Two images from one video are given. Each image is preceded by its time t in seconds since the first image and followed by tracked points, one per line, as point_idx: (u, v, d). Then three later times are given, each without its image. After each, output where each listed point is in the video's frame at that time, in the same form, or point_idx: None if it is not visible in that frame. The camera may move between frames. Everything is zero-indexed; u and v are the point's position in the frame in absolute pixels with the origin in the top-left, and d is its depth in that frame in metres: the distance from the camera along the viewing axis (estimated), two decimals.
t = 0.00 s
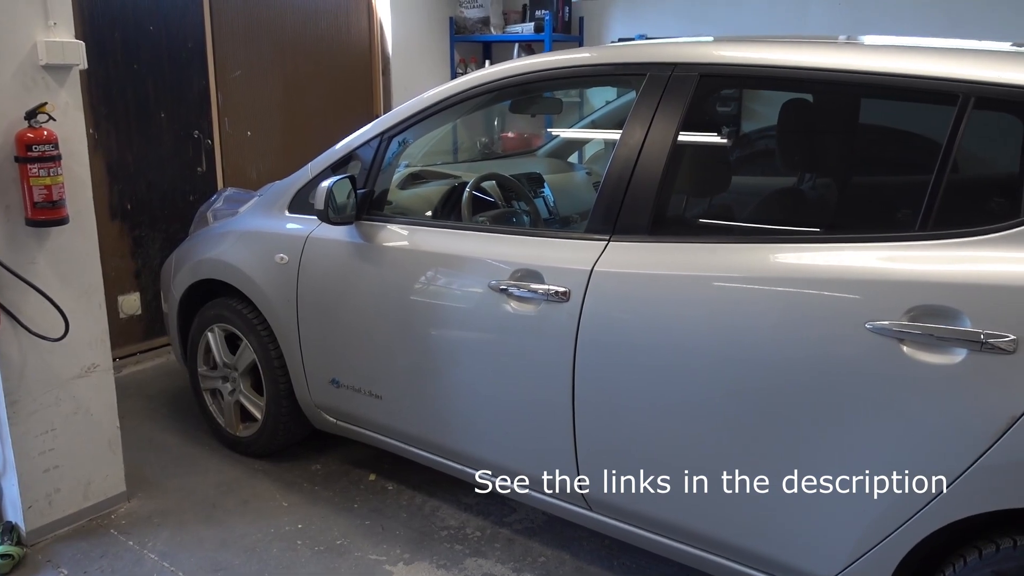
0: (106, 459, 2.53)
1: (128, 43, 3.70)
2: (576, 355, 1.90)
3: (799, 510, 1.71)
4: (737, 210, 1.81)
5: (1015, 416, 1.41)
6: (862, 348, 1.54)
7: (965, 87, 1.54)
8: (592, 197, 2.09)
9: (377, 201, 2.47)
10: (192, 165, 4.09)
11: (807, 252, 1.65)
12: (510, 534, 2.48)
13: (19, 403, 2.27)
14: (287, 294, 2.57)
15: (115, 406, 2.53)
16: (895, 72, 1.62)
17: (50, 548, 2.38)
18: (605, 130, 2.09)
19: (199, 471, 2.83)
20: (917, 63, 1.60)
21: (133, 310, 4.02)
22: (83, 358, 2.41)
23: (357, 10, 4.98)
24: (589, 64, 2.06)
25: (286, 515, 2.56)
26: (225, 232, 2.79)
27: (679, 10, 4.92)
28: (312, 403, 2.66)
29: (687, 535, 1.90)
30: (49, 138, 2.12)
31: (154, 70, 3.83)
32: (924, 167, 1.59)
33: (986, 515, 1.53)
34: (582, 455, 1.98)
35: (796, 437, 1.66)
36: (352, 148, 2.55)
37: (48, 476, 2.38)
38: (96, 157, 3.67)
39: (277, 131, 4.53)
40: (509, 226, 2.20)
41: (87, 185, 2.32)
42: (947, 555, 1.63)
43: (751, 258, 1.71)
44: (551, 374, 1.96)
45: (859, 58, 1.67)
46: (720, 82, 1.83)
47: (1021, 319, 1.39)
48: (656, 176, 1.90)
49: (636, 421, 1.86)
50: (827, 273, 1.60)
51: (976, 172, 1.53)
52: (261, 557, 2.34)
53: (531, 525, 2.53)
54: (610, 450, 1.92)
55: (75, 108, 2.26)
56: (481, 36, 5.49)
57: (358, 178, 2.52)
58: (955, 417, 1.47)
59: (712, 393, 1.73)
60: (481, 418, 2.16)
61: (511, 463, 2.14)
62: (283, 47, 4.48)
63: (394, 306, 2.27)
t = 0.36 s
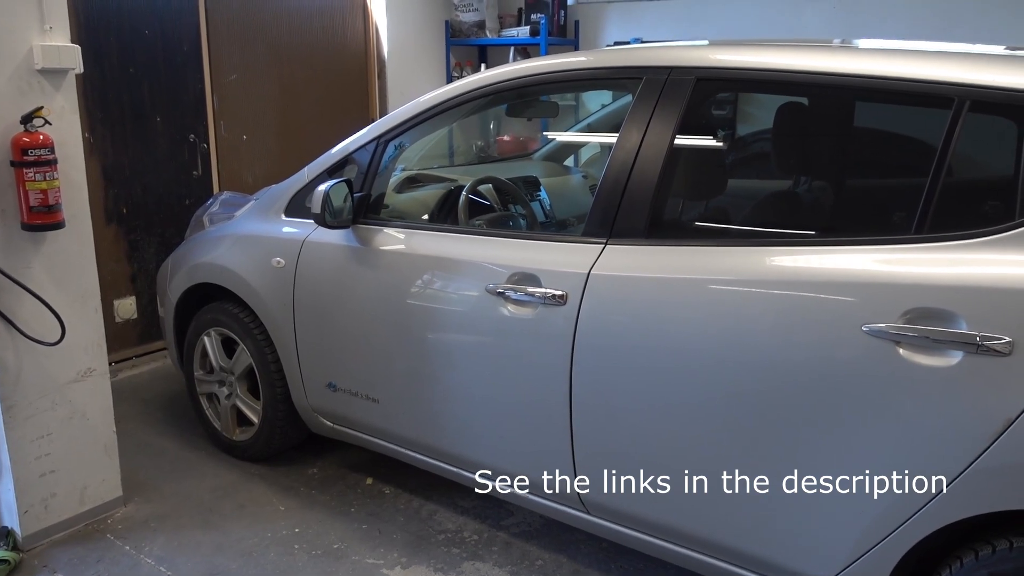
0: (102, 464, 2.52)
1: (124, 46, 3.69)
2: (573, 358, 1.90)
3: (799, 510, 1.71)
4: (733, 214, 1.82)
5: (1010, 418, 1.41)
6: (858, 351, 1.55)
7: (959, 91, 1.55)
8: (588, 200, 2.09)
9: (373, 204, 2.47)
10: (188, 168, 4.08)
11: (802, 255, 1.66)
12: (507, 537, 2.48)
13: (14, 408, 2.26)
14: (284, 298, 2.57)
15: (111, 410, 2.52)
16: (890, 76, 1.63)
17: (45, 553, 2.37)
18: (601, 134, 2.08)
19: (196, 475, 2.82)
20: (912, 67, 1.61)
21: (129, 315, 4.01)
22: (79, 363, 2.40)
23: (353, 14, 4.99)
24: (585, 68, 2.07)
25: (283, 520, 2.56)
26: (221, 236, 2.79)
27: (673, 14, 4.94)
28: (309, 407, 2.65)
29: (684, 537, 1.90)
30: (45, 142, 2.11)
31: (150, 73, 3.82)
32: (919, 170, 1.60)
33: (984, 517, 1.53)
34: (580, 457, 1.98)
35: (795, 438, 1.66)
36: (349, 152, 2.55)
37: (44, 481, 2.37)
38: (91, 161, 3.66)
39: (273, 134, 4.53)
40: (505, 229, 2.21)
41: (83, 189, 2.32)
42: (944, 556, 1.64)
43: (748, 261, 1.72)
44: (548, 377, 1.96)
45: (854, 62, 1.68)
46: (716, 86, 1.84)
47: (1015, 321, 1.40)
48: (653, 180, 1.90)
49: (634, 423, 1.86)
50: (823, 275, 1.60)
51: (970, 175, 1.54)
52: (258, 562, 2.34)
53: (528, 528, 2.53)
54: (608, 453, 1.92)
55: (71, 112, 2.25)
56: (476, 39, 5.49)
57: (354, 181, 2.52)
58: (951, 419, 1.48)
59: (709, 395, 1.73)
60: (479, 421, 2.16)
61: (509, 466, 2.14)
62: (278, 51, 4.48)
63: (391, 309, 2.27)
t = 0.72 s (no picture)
0: (97, 466, 2.51)
1: (119, 47, 3.68)
2: (571, 359, 1.90)
3: (799, 510, 1.71)
4: (730, 215, 1.82)
5: (1008, 419, 1.41)
6: (857, 352, 1.55)
7: (957, 92, 1.55)
8: (585, 201, 2.09)
9: (371, 206, 2.46)
10: (184, 169, 4.07)
11: (799, 256, 1.66)
12: (504, 539, 2.48)
13: (9, 410, 2.25)
14: (280, 300, 2.56)
15: (107, 411, 2.51)
16: (887, 77, 1.63)
17: (41, 555, 2.36)
18: (598, 135, 2.08)
19: (192, 477, 2.81)
20: (910, 68, 1.61)
21: (124, 316, 4.00)
22: (75, 365, 2.39)
23: (350, 15, 4.99)
24: (583, 69, 2.07)
25: (280, 522, 2.55)
26: (218, 237, 2.78)
27: (669, 16, 4.94)
28: (305, 408, 2.65)
29: (683, 539, 1.90)
30: (40, 143, 2.11)
31: (146, 74, 3.81)
32: (916, 171, 1.60)
33: (982, 517, 1.53)
34: (578, 458, 1.97)
35: (794, 439, 1.66)
36: (346, 153, 2.55)
37: (39, 483, 2.36)
38: (87, 162, 3.65)
39: (269, 135, 4.53)
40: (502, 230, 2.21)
41: (79, 190, 2.31)
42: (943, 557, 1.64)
43: (746, 262, 1.71)
44: (546, 378, 1.95)
45: (851, 63, 1.68)
46: (713, 87, 1.84)
47: (1013, 322, 1.40)
48: (650, 181, 1.90)
49: (632, 424, 1.86)
50: (820, 277, 1.60)
51: (968, 177, 1.54)
52: (255, 564, 2.33)
53: (526, 530, 2.53)
54: (607, 454, 1.92)
55: (67, 112, 2.25)
56: (472, 41, 5.50)
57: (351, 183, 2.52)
58: (949, 420, 1.48)
59: (708, 396, 1.73)
60: (477, 423, 2.15)
61: (507, 467, 2.14)
62: (274, 51, 4.47)
63: (388, 310, 2.26)
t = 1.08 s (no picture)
0: (95, 468, 2.51)
1: (117, 49, 3.68)
2: (570, 362, 1.90)
3: (799, 510, 1.70)
4: (729, 218, 1.82)
5: (1008, 421, 1.42)
6: (855, 354, 1.55)
7: (956, 95, 1.55)
8: (583, 204, 2.10)
9: (370, 208, 2.46)
10: (181, 171, 4.07)
11: (797, 259, 1.66)
12: (503, 542, 2.47)
13: (7, 412, 2.25)
14: (279, 302, 2.56)
15: (105, 413, 2.50)
16: (885, 80, 1.63)
17: (38, 558, 2.35)
18: (596, 138, 2.08)
19: (190, 479, 2.81)
20: (908, 71, 1.62)
21: (122, 318, 3.99)
22: (72, 366, 2.39)
23: (348, 17, 4.99)
24: (582, 72, 2.07)
25: (278, 524, 2.54)
26: (216, 239, 2.78)
27: (667, 18, 4.95)
28: (304, 410, 2.64)
29: (682, 541, 1.90)
30: (38, 144, 2.11)
31: (144, 75, 3.81)
32: (914, 174, 1.61)
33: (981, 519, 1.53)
34: (577, 460, 1.97)
35: (794, 440, 1.66)
36: (344, 156, 2.55)
37: (36, 485, 2.36)
38: (84, 164, 3.65)
39: (268, 137, 4.52)
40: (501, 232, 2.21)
41: (77, 192, 2.30)
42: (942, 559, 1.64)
43: (745, 265, 1.72)
44: (545, 380, 1.95)
45: (849, 66, 1.69)
46: (712, 90, 1.85)
47: (1011, 325, 1.40)
48: (649, 183, 1.91)
49: (632, 426, 1.85)
50: (818, 279, 1.61)
51: (966, 180, 1.54)
52: (253, 566, 2.33)
53: (524, 532, 2.52)
54: (606, 456, 1.92)
55: (65, 114, 2.24)
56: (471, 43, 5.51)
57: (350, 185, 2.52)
58: (948, 423, 1.48)
59: (707, 398, 1.73)
60: (476, 424, 2.15)
61: (505, 469, 2.14)
62: (273, 53, 4.47)
63: (386, 311, 2.26)
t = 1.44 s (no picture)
0: (93, 470, 2.50)
1: (116, 51, 3.68)
2: (569, 363, 1.90)
3: (799, 510, 1.70)
4: (727, 219, 1.82)
5: (1007, 422, 1.42)
6: (853, 355, 1.55)
7: (954, 97, 1.56)
8: (582, 206, 2.11)
9: (369, 210, 2.46)
10: (180, 173, 4.06)
11: (796, 261, 1.67)
12: (502, 544, 2.47)
13: (4, 414, 2.24)
14: (278, 305, 2.55)
15: (103, 415, 2.50)
16: (883, 82, 1.63)
17: (36, 560, 2.35)
18: (595, 140, 2.09)
19: (189, 481, 2.80)
20: (906, 74, 1.62)
21: (119, 320, 3.99)
22: (71, 369, 2.39)
23: (346, 19, 4.99)
24: (580, 74, 2.07)
25: (277, 526, 2.54)
26: (215, 241, 2.78)
27: (665, 20, 4.96)
28: (302, 412, 2.64)
29: (681, 542, 1.90)
30: (37, 146, 2.10)
31: (142, 77, 3.81)
32: (912, 176, 1.61)
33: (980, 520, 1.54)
34: (576, 462, 1.97)
35: (793, 441, 1.66)
36: (343, 158, 2.55)
37: (34, 488, 2.35)
38: (83, 166, 3.65)
39: (266, 139, 4.52)
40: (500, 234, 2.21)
41: (76, 194, 2.30)
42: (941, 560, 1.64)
43: (743, 266, 1.72)
44: (544, 382, 1.95)
45: (847, 68, 1.69)
46: (710, 92, 1.85)
47: (1009, 326, 1.41)
48: (647, 185, 1.91)
49: (631, 428, 1.85)
50: (817, 281, 1.61)
51: (964, 182, 1.55)
52: (251, 568, 2.32)
53: (523, 534, 2.52)
54: (605, 457, 1.92)
55: (64, 116, 2.24)
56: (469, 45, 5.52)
57: (349, 187, 2.51)
58: (946, 423, 1.48)
59: (706, 399, 1.73)
60: (475, 425, 2.15)
61: (505, 470, 2.13)
62: (271, 55, 4.47)
63: (385, 313, 2.26)
